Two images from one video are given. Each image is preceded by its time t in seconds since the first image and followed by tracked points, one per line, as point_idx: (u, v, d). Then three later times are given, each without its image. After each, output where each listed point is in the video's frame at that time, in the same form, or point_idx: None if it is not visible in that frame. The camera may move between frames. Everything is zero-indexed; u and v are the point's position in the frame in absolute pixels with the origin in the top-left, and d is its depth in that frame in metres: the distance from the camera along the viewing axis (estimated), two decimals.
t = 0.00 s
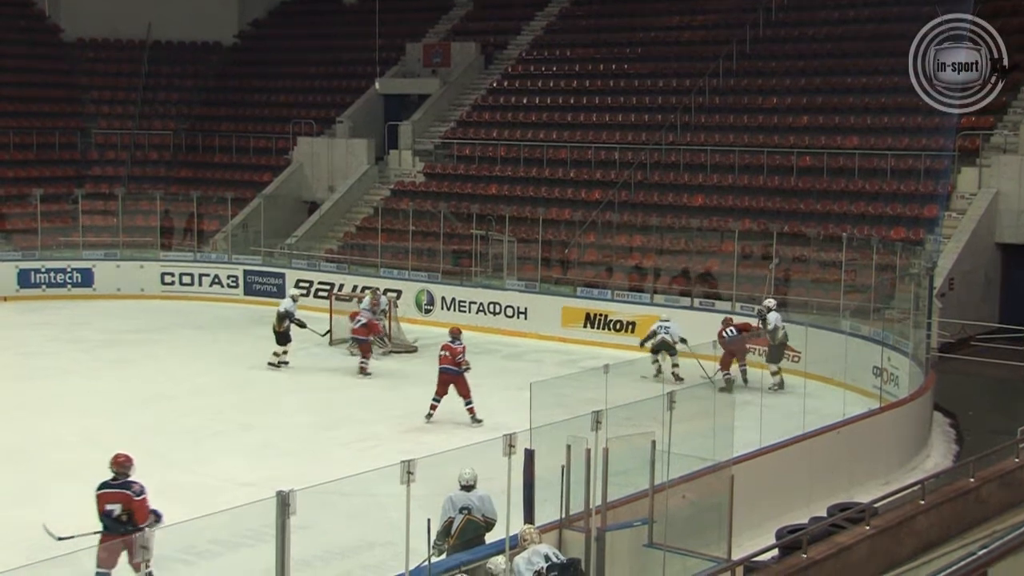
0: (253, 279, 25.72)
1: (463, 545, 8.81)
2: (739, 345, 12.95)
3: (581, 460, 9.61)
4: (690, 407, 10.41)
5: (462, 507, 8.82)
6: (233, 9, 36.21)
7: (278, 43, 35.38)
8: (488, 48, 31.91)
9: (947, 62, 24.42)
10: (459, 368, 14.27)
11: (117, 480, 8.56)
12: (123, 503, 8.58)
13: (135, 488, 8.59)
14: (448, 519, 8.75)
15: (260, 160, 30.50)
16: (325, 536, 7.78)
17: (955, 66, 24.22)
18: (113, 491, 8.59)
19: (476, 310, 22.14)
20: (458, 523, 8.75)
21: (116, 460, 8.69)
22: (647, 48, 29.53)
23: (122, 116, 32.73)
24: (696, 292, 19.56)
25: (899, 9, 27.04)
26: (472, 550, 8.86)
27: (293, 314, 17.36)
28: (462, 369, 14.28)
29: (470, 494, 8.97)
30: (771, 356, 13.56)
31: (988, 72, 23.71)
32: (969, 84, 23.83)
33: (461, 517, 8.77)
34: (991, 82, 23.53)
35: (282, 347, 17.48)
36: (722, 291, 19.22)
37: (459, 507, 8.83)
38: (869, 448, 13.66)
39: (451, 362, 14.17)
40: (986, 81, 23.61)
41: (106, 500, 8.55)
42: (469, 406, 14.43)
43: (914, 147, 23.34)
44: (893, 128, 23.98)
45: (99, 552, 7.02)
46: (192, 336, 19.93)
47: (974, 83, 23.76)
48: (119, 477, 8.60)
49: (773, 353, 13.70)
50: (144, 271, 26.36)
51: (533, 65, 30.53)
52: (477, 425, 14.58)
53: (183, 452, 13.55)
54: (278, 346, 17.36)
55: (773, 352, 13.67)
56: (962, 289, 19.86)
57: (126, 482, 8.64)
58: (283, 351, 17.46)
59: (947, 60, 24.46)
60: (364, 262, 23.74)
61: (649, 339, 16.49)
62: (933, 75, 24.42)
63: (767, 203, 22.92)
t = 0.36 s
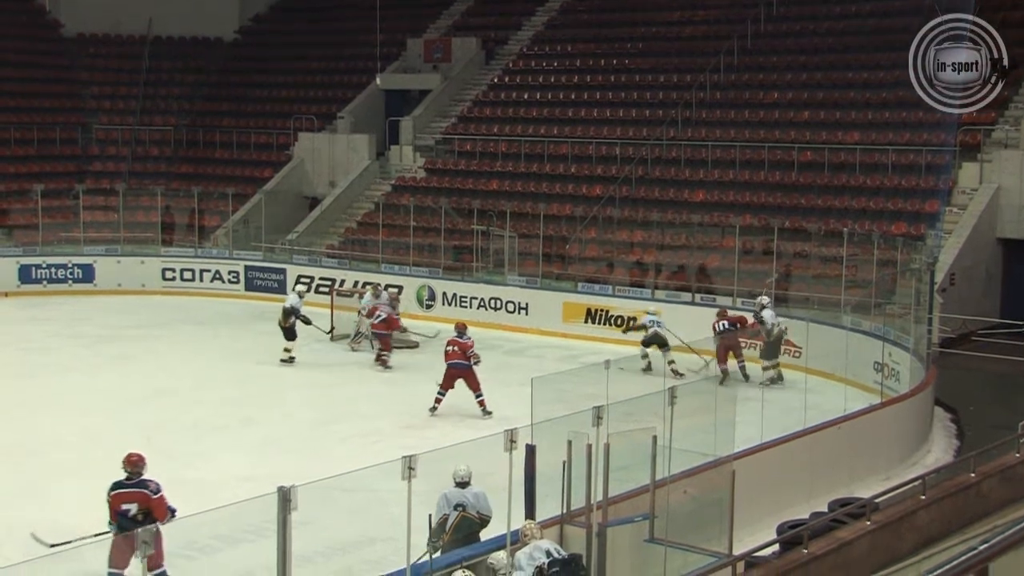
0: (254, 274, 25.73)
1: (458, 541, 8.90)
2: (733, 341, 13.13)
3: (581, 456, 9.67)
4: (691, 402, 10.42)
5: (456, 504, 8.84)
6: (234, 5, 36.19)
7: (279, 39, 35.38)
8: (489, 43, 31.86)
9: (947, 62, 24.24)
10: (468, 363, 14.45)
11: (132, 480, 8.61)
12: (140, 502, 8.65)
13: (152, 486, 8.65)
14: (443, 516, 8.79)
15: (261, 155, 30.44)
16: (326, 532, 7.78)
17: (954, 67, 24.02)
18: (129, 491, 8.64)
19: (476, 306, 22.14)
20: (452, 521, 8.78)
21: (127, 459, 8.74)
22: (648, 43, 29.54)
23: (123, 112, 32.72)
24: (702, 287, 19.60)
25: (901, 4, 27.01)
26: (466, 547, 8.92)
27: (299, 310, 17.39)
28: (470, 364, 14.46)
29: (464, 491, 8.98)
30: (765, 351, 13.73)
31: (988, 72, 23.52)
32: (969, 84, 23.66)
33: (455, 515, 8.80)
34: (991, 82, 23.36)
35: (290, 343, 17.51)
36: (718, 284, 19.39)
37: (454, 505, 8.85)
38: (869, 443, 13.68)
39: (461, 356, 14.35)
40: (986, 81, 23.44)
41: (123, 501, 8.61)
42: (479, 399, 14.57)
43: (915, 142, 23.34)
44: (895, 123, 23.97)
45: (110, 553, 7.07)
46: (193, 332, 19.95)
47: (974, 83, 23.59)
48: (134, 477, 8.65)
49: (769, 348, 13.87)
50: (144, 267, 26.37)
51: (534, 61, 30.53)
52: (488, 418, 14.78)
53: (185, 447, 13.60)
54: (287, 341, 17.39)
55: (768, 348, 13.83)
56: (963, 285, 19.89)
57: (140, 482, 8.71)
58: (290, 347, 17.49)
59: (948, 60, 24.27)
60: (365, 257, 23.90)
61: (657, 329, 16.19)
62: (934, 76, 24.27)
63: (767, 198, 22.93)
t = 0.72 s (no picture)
0: (248, 268, 25.29)
1: (448, 546, 8.57)
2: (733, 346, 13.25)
3: (583, 456, 9.29)
4: (699, 399, 9.89)
5: (446, 507, 8.53)
6: None
7: (274, 26, 34.97)
8: (489, 31, 31.45)
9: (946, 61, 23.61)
10: (473, 357, 14.22)
11: (136, 485, 8.36)
12: (143, 508, 8.36)
13: (157, 490, 8.42)
14: (433, 517, 8.51)
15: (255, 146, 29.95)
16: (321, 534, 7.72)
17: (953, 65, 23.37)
18: (132, 496, 8.35)
19: (475, 301, 21.78)
20: (443, 523, 8.52)
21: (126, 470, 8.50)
22: (653, 31, 29.20)
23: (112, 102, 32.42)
24: (711, 283, 19.07)
25: None
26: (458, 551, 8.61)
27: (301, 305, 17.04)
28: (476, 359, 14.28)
29: (456, 492, 8.65)
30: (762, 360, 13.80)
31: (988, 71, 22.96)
32: (968, 84, 23.08)
33: (446, 518, 8.51)
34: (991, 82, 22.87)
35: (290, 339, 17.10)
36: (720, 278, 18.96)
37: (444, 506, 8.55)
38: (881, 442, 13.33)
39: (467, 352, 14.14)
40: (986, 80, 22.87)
41: (128, 506, 8.30)
42: (485, 394, 14.26)
43: (927, 133, 22.96)
44: (907, 114, 23.60)
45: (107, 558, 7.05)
46: (185, 327, 19.57)
47: (974, 83, 23.02)
48: (137, 484, 8.42)
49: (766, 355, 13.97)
50: (134, 260, 26.00)
51: (535, 49, 30.15)
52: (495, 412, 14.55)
53: (178, 444, 13.28)
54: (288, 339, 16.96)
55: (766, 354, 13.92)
56: (976, 280, 19.53)
57: (143, 489, 8.42)
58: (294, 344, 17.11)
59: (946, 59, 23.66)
60: (363, 252, 23.50)
61: (638, 342, 16.03)
62: (935, 75, 23.68)
63: (775, 191, 22.58)
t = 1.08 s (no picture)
0: (229, 264, 24.43)
1: (440, 560, 7.95)
2: (741, 331, 11.64)
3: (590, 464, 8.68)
4: (715, 403, 9.35)
5: (434, 520, 7.90)
6: None
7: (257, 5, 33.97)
8: (488, 9, 30.28)
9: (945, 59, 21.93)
10: (471, 356, 13.39)
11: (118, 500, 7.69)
12: (125, 525, 7.60)
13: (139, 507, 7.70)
14: (421, 532, 7.88)
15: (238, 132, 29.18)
16: (309, 548, 7.15)
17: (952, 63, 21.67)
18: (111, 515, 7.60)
19: (473, 298, 20.88)
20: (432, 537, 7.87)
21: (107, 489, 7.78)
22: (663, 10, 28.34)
23: (82, 83, 31.35)
24: (725, 279, 18.17)
25: None
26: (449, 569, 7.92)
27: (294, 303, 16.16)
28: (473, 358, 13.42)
29: (445, 503, 8.02)
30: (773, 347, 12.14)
31: (989, 67, 21.11)
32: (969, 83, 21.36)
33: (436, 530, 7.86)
34: (992, 80, 21.14)
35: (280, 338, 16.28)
36: (734, 274, 18.08)
37: (433, 520, 7.91)
38: (907, 451, 12.46)
39: (465, 351, 13.29)
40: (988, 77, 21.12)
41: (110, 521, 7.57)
42: (483, 394, 13.46)
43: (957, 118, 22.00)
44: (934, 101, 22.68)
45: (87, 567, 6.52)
46: (159, 326, 18.66)
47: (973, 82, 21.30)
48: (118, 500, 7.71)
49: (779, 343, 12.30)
50: (107, 255, 25.00)
51: (536, 29, 29.25)
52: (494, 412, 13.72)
53: (160, 451, 12.45)
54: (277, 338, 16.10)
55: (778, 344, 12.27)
56: (1009, 276, 18.72)
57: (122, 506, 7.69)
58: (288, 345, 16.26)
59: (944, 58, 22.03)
60: (351, 244, 22.66)
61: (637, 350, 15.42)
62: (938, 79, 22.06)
63: (791, 180, 21.61)
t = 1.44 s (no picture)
0: (203, 257, 22.65)
1: None
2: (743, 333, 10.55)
3: (596, 475, 8.48)
4: (728, 410, 9.09)
5: (420, 536, 7.49)
6: None
7: None
8: None
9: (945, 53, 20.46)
10: (463, 356, 12.49)
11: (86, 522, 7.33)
12: (95, 549, 7.26)
13: (108, 526, 7.35)
14: (405, 551, 7.42)
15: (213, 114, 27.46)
16: (292, 564, 7.00)
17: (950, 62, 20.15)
18: (81, 537, 7.26)
19: (471, 295, 19.50)
20: (416, 555, 7.45)
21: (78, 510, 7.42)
22: None
23: (46, 62, 29.83)
24: (741, 274, 17.10)
25: None
26: None
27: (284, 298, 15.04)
28: (466, 357, 12.52)
29: (431, 518, 7.58)
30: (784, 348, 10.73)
31: (989, 66, 19.66)
32: (966, 83, 19.81)
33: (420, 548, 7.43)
34: (993, 79, 19.65)
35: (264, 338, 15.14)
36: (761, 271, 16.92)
37: (417, 537, 7.48)
38: (943, 461, 11.55)
39: (458, 351, 12.40)
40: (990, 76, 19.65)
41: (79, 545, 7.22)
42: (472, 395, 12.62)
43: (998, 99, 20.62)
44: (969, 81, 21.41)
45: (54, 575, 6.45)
46: (123, 327, 17.40)
47: (972, 83, 19.76)
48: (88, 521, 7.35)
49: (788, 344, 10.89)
50: (70, 247, 23.10)
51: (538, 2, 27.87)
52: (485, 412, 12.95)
53: (131, 463, 11.43)
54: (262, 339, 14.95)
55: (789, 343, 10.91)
56: None
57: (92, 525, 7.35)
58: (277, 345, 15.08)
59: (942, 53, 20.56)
60: (339, 237, 20.99)
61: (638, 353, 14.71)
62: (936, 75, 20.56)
63: (820, 166, 20.20)
